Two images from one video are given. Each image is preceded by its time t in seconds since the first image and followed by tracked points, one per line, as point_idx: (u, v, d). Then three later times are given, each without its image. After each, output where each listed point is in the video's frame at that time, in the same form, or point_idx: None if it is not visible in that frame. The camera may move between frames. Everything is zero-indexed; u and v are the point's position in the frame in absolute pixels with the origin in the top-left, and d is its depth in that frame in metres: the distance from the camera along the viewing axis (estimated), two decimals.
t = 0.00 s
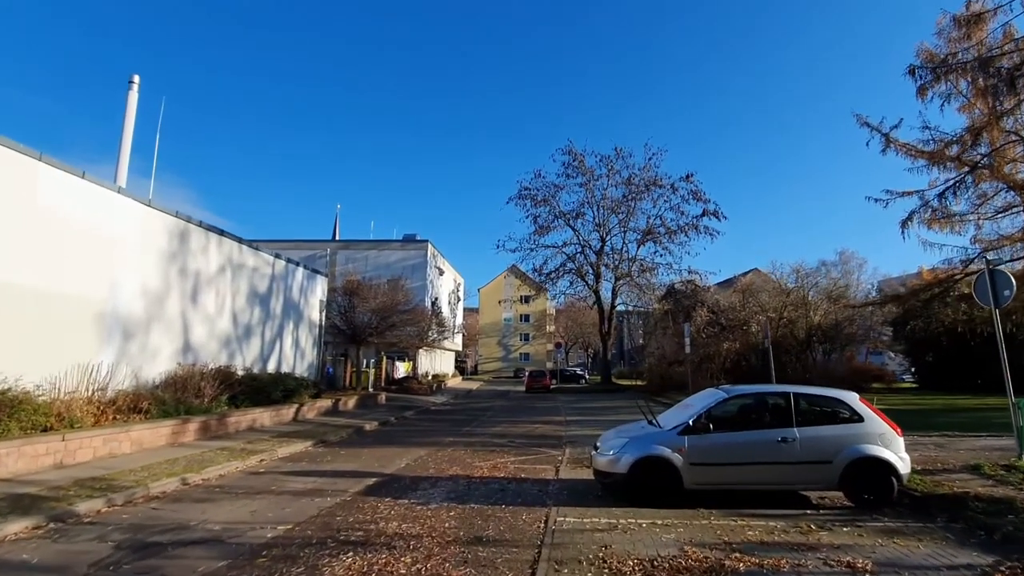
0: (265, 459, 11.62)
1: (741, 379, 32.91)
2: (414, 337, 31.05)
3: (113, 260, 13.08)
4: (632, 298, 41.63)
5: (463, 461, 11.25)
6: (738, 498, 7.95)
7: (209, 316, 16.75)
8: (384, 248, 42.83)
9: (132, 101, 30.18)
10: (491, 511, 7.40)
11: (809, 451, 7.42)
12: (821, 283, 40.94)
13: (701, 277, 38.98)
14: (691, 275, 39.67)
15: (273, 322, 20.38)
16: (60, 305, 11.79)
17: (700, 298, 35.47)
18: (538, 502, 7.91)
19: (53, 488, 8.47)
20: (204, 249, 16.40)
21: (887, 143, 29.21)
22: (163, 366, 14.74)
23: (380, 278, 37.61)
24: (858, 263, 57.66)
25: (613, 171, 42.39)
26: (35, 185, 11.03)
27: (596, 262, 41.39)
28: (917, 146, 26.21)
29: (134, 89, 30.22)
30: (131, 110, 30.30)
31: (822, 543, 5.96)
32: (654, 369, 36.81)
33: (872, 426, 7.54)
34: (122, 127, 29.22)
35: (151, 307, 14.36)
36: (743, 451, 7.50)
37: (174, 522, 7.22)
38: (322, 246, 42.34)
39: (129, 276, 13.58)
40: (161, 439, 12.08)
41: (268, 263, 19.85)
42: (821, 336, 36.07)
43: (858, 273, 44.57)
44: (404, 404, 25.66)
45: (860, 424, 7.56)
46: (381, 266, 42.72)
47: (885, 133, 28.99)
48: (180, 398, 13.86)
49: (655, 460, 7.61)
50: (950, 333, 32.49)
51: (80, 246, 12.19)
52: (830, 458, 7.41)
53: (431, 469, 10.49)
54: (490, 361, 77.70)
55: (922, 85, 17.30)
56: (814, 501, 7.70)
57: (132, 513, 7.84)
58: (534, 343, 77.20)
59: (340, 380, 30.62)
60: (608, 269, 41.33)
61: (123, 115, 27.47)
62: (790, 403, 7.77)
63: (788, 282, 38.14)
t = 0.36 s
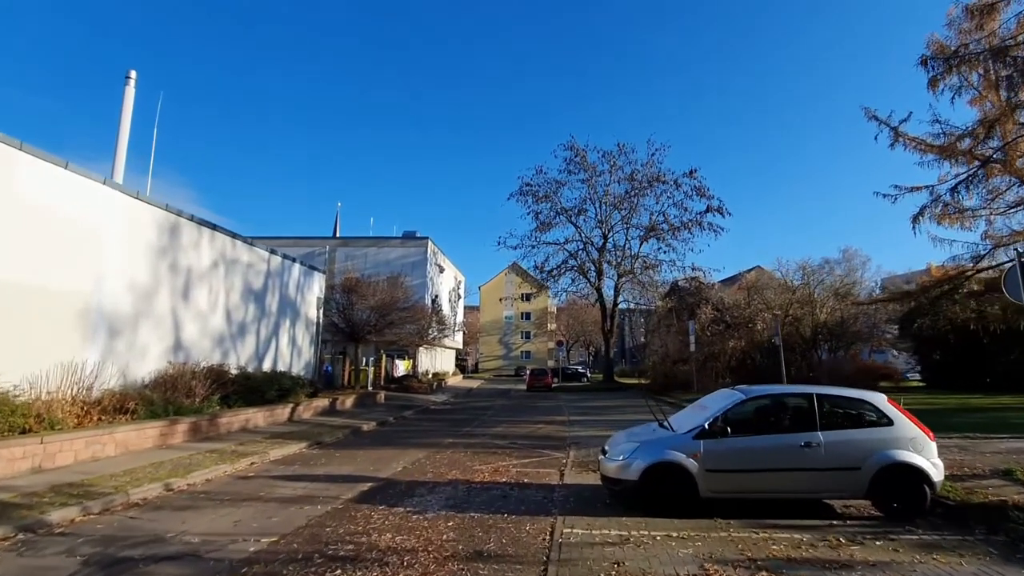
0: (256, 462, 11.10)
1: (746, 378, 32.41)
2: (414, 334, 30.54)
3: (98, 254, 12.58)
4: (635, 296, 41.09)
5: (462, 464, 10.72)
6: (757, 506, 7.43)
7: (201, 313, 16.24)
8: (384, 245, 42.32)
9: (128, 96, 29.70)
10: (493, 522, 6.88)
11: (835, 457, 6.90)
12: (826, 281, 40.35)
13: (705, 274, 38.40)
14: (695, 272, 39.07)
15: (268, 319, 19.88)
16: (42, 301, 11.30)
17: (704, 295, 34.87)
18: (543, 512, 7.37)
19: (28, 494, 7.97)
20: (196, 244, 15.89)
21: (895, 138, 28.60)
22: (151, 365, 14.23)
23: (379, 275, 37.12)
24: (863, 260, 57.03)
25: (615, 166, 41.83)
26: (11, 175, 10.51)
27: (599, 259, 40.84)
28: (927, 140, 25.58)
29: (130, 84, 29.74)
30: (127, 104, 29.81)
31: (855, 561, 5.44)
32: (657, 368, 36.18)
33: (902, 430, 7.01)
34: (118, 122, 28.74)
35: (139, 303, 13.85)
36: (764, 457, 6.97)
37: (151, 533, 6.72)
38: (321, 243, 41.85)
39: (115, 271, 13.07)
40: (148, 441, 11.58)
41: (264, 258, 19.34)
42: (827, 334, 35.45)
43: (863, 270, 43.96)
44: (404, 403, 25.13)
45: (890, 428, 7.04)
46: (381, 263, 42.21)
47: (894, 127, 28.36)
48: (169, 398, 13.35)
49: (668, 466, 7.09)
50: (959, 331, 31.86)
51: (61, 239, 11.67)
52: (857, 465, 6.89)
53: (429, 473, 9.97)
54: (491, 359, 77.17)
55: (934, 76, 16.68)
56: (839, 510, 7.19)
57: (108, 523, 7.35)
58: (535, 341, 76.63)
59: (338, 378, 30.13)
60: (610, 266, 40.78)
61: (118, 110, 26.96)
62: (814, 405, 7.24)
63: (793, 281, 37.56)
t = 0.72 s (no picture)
0: (249, 462, 10.64)
1: (751, 375, 32.00)
2: (413, 329, 30.47)
3: (86, 246, 12.10)
4: (638, 294, 40.63)
5: (464, 465, 10.24)
6: (780, 511, 6.96)
7: (195, 308, 15.76)
8: (384, 241, 41.89)
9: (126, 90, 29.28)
10: (498, 528, 6.41)
11: (865, 458, 6.43)
12: (831, 277, 39.84)
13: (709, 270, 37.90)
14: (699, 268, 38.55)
15: (265, 315, 19.43)
16: (27, 295, 10.86)
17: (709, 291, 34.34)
18: (551, 517, 6.91)
19: (4, 497, 7.53)
20: (190, 238, 15.42)
21: (904, 131, 28.08)
22: (142, 362, 13.76)
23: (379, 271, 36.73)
24: (867, 257, 56.49)
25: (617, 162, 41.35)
26: None
27: (601, 255, 40.38)
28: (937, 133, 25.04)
29: (128, 79, 29.35)
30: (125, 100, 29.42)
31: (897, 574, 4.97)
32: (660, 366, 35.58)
33: (936, 430, 6.55)
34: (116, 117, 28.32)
35: (129, 298, 13.38)
36: (790, 458, 6.50)
37: (130, 542, 6.25)
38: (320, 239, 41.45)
39: (104, 264, 12.59)
40: (138, 441, 11.14)
41: (260, 253, 18.88)
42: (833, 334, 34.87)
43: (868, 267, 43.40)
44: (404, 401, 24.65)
45: (924, 427, 6.57)
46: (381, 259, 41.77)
47: (903, 120, 27.84)
48: (160, 396, 12.88)
49: (686, 468, 6.61)
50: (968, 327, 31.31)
51: (47, 229, 11.20)
52: (889, 467, 6.43)
53: (430, 474, 9.50)
54: (491, 357, 76.77)
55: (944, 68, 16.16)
56: (868, 515, 6.74)
57: (87, 528, 6.91)
58: (536, 339, 76.20)
59: (336, 376, 29.72)
60: (613, 262, 40.29)
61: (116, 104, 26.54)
62: (842, 403, 6.77)
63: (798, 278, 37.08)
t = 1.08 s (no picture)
0: (239, 465, 10.16)
1: (756, 374, 31.56)
2: (413, 327, 30.20)
3: (72, 240, 11.64)
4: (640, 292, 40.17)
5: (464, 468, 9.76)
6: (803, 520, 6.50)
7: (186, 305, 15.30)
8: (384, 238, 41.43)
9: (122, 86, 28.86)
10: (500, 540, 5.93)
11: (896, 464, 5.98)
12: (835, 275, 39.36)
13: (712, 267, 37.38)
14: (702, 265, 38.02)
15: (260, 313, 18.96)
16: (9, 291, 10.40)
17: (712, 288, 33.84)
18: (556, 527, 6.43)
19: None
20: (181, 232, 14.95)
21: (912, 125, 27.59)
22: (131, 360, 13.30)
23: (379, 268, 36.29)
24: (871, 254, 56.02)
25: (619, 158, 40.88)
26: None
27: (603, 252, 39.89)
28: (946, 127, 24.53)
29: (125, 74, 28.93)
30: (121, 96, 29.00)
31: None
32: (663, 366, 35.02)
33: (973, 434, 6.09)
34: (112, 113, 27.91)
35: (117, 294, 12.92)
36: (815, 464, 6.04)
37: (103, 555, 5.80)
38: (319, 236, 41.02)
39: (90, 258, 12.12)
40: (124, 443, 10.69)
41: (255, 248, 18.42)
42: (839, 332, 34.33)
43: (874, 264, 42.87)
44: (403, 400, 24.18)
45: (960, 431, 6.11)
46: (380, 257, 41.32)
47: (912, 114, 27.32)
48: (148, 396, 12.42)
49: (702, 474, 6.14)
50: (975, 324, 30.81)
51: (30, 222, 10.73)
52: (923, 474, 5.97)
53: (427, 478, 9.03)
54: (491, 355, 76.31)
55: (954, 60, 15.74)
56: (897, 526, 6.28)
57: (60, 539, 6.46)
58: (536, 337, 75.74)
59: (334, 374, 29.28)
60: (615, 258, 39.80)
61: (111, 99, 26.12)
62: (871, 404, 6.30)
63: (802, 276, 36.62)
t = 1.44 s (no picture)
0: (223, 468, 9.66)
1: (759, 372, 31.09)
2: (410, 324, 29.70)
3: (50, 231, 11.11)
4: (641, 290, 39.69)
5: (461, 471, 9.25)
6: (828, 529, 6.00)
7: (173, 300, 14.77)
8: (381, 235, 40.91)
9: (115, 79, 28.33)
10: (498, 552, 5.44)
11: (930, 469, 5.49)
12: (838, 271, 38.86)
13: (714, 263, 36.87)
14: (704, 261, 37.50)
15: (252, 309, 18.44)
16: None
17: (715, 284, 33.34)
18: (559, 536, 5.93)
19: None
20: (168, 225, 14.43)
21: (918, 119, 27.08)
22: (113, 357, 12.77)
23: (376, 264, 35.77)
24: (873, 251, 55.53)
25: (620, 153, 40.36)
26: None
27: (603, 248, 39.36)
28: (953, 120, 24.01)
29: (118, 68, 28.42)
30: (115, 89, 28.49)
31: None
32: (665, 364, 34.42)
33: (1013, 436, 5.61)
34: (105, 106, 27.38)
35: (99, 288, 12.40)
36: (842, 468, 5.54)
37: (63, 567, 5.29)
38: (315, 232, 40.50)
39: (71, 250, 11.60)
40: (104, 444, 10.18)
41: (246, 242, 17.90)
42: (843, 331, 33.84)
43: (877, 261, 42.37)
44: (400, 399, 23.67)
45: (998, 433, 5.62)
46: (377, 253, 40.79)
47: (918, 107, 26.79)
48: (131, 394, 11.89)
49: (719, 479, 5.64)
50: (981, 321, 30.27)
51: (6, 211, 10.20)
52: (959, 480, 5.49)
53: (422, 482, 8.51)
54: (490, 353, 75.83)
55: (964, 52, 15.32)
56: (930, 535, 5.79)
57: (22, 549, 5.96)
58: (535, 335, 75.28)
59: (330, 372, 28.73)
60: (615, 255, 39.28)
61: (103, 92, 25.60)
62: (901, 403, 5.80)
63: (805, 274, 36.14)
